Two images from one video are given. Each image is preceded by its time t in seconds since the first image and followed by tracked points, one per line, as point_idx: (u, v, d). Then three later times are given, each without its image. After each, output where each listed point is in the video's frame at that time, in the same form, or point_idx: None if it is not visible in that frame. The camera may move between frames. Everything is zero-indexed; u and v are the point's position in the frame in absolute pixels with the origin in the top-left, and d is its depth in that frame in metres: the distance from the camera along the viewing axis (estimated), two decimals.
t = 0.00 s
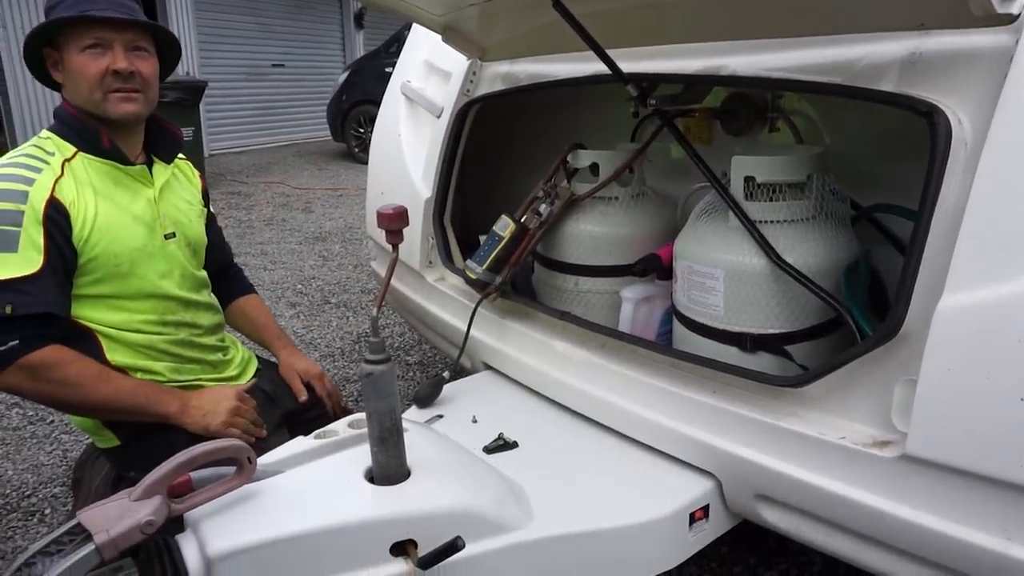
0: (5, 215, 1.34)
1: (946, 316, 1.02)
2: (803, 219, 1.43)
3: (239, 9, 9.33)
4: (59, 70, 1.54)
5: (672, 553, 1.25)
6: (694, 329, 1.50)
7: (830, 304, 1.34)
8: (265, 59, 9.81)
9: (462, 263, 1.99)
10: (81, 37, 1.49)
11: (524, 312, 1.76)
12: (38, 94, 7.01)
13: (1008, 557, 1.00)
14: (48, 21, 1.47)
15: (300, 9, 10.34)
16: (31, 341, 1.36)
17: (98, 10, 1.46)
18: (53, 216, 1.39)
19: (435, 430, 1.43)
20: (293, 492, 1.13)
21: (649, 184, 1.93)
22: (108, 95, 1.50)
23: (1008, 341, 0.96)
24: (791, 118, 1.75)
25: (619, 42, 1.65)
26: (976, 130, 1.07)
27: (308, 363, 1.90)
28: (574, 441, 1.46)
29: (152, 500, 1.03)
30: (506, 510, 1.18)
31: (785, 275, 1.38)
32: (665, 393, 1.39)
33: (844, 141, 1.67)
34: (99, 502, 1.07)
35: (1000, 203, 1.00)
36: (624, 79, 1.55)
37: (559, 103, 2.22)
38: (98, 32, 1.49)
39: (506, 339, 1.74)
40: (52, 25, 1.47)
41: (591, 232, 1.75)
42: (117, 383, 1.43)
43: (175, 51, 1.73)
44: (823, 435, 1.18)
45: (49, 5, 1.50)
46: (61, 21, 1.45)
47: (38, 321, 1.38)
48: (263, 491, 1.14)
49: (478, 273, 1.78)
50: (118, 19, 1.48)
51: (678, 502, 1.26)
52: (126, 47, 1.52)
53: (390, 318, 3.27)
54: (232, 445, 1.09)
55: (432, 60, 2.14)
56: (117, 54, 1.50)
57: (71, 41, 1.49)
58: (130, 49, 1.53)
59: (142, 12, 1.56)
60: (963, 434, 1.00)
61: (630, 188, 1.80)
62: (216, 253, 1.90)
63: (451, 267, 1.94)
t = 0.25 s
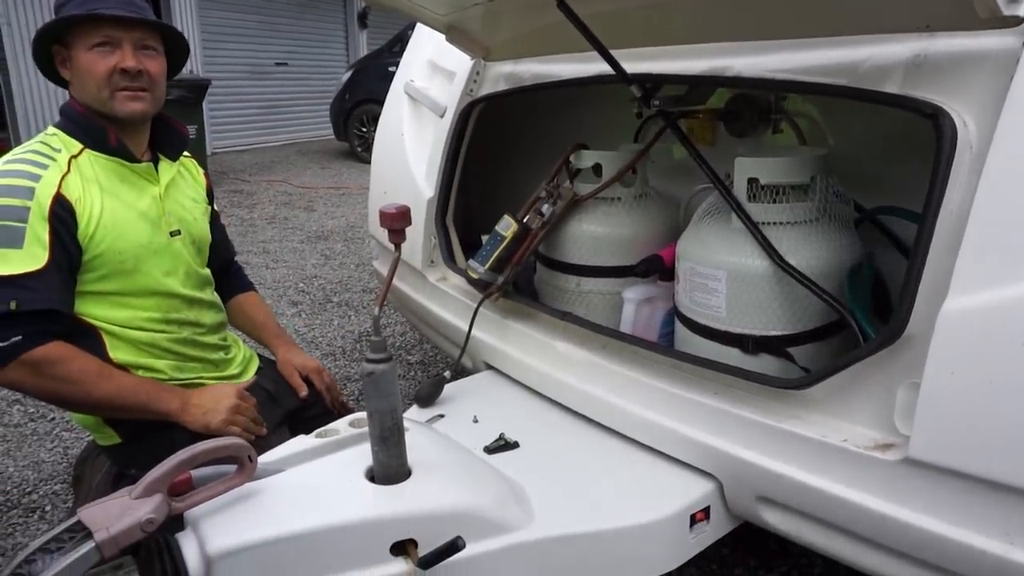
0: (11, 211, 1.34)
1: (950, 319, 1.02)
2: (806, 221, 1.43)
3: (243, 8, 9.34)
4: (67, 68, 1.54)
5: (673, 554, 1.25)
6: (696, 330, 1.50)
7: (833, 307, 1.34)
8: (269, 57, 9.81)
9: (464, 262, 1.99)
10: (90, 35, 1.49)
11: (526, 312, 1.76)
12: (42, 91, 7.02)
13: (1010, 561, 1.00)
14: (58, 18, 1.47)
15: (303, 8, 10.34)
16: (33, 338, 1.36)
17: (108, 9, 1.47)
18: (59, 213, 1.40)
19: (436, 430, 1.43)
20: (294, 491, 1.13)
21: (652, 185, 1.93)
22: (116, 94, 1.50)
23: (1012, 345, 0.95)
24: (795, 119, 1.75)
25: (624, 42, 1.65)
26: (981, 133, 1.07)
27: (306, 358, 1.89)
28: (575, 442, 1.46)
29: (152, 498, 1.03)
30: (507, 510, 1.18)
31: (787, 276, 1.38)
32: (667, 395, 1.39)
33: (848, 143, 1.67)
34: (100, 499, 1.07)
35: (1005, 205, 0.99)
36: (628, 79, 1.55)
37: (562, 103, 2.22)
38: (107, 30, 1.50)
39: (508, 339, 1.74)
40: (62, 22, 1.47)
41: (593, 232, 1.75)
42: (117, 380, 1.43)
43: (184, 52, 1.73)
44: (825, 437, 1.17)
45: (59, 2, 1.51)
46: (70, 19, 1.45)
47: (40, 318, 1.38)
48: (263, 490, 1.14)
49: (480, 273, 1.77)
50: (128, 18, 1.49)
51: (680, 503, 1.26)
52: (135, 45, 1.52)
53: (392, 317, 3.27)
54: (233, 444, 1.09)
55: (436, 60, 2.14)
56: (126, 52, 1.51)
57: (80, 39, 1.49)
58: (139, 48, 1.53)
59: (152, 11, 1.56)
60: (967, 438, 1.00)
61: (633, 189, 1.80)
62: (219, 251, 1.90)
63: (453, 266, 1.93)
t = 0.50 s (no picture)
0: (12, 208, 1.33)
1: (949, 319, 1.02)
2: (805, 221, 1.43)
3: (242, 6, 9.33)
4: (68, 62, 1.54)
5: (672, 553, 1.25)
6: (695, 330, 1.50)
7: (832, 307, 1.34)
8: (268, 56, 9.81)
9: (464, 261, 1.99)
10: (92, 29, 1.49)
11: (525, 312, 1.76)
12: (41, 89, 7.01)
13: (1009, 561, 1.00)
14: (60, 12, 1.46)
15: (303, 7, 10.34)
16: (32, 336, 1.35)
17: (113, 4, 1.47)
18: (61, 209, 1.39)
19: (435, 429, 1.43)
20: (292, 489, 1.13)
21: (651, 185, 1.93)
22: (116, 89, 1.50)
23: (1012, 344, 0.95)
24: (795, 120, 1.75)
25: (624, 41, 1.65)
26: (980, 133, 1.07)
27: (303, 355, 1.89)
28: (574, 441, 1.46)
29: (151, 496, 1.03)
30: (505, 509, 1.18)
31: (787, 276, 1.38)
32: (665, 394, 1.39)
33: (848, 143, 1.67)
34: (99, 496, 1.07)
35: (1005, 205, 0.99)
36: (628, 78, 1.54)
37: (562, 102, 2.21)
38: (109, 25, 1.49)
39: (507, 338, 1.74)
40: (64, 17, 1.46)
41: (593, 231, 1.75)
42: (118, 377, 1.43)
43: (185, 51, 1.74)
44: (824, 437, 1.17)
45: None
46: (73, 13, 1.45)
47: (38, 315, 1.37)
48: (262, 487, 1.14)
49: (479, 272, 1.76)
50: (130, 13, 1.48)
51: (679, 502, 1.26)
52: (137, 40, 1.52)
53: (391, 316, 3.27)
54: (232, 442, 1.09)
55: (436, 59, 2.13)
56: (128, 46, 1.50)
57: (81, 33, 1.49)
58: (141, 43, 1.53)
59: (152, 6, 1.55)
60: (966, 437, 1.00)
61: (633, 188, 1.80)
62: (217, 249, 1.90)
63: (452, 265, 1.93)
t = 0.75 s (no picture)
0: (18, 202, 1.33)
1: (962, 320, 1.01)
2: (818, 221, 1.43)
3: (254, 2, 9.36)
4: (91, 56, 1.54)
5: (679, 552, 1.25)
6: (705, 329, 1.50)
7: (844, 307, 1.34)
8: (280, 52, 9.84)
9: (474, 258, 1.99)
10: (119, 23, 1.50)
11: (534, 308, 1.76)
12: (55, 83, 7.05)
13: (1018, 564, 1.00)
14: (89, 4, 1.48)
15: (315, 4, 10.36)
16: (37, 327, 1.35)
17: None
18: (68, 206, 1.39)
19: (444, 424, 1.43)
20: (302, 481, 1.14)
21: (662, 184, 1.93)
22: (140, 83, 1.50)
23: None
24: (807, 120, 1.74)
25: (637, 39, 1.65)
26: (995, 134, 1.06)
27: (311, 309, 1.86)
28: (582, 438, 1.46)
29: (162, 486, 1.04)
30: (514, 505, 1.18)
31: (798, 276, 1.38)
32: (674, 393, 1.39)
33: (861, 144, 1.66)
34: (110, 486, 1.07)
35: (1020, 207, 0.99)
36: (641, 76, 1.54)
37: (573, 100, 2.22)
38: (136, 19, 1.50)
39: (516, 335, 1.74)
40: (92, 8, 1.48)
41: (603, 229, 1.75)
42: (102, 346, 1.35)
43: (204, 51, 1.76)
44: (833, 437, 1.17)
45: None
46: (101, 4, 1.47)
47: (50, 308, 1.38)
48: (273, 480, 1.14)
49: (489, 268, 1.77)
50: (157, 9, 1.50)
51: (687, 500, 1.26)
52: (162, 36, 1.53)
53: (399, 312, 3.28)
54: (242, 433, 1.09)
55: (448, 55, 2.14)
56: (153, 42, 1.51)
57: (108, 26, 1.50)
58: (166, 39, 1.54)
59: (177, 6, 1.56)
60: (976, 440, 1.00)
61: (644, 187, 1.80)
62: (228, 243, 1.90)
63: (462, 261, 1.94)
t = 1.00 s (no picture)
0: (21, 209, 1.33)
1: (966, 317, 1.01)
2: (821, 218, 1.43)
3: (255, 4, 9.36)
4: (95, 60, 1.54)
5: (684, 551, 1.25)
6: (709, 328, 1.50)
7: (848, 305, 1.34)
8: (281, 53, 9.85)
9: (477, 258, 1.99)
10: (122, 28, 1.49)
11: (537, 308, 1.76)
12: (58, 86, 7.06)
13: None
14: (92, 10, 1.47)
15: (316, 5, 10.37)
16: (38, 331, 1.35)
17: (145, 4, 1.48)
18: (70, 212, 1.39)
19: (449, 425, 1.43)
20: (307, 483, 1.14)
21: (665, 182, 1.93)
22: (142, 88, 1.50)
23: None
24: (810, 117, 1.74)
25: (639, 38, 1.64)
26: (999, 130, 1.06)
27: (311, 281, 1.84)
28: (587, 438, 1.46)
29: (168, 488, 1.04)
30: (518, 505, 1.18)
31: (802, 273, 1.37)
32: (678, 392, 1.39)
33: (864, 141, 1.66)
34: (116, 489, 1.07)
35: None
36: (642, 75, 1.54)
37: (574, 99, 2.21)
38: (140, 24, 1.50)
39: (520, 335, 1.74)
40: (95, 13, 1.47)
41: (606, 228, 1.75)
42: (88, 350, 1.33)
43: (207, 55, 1.76)
44: (838, 435, 1.17)
45: None
46: (104, 10, 1.46)
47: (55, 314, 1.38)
48: (278, 482, 1.14)
49: (492, 269, 1.77)
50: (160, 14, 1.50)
51: (692, 499, 1.26)
52: (165, 41, 1.53)
53: (403, 313, 3.28)
54: (246, 435, 1.09)
55: (449, 55, 2.14)
56: (156, 47, 1.51)
57: (111, 31, 1.50)
58: (169, 44, 1.54)
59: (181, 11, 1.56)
60: (981, 437, 0.99)
61: (647, 186, 1.79)
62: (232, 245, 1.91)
63: (465, 261, 1.94)
